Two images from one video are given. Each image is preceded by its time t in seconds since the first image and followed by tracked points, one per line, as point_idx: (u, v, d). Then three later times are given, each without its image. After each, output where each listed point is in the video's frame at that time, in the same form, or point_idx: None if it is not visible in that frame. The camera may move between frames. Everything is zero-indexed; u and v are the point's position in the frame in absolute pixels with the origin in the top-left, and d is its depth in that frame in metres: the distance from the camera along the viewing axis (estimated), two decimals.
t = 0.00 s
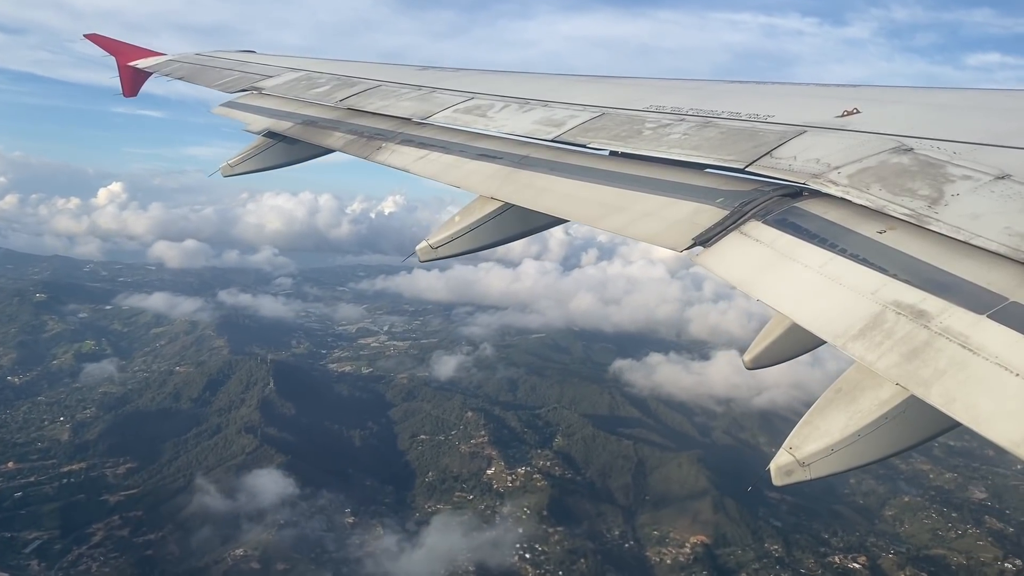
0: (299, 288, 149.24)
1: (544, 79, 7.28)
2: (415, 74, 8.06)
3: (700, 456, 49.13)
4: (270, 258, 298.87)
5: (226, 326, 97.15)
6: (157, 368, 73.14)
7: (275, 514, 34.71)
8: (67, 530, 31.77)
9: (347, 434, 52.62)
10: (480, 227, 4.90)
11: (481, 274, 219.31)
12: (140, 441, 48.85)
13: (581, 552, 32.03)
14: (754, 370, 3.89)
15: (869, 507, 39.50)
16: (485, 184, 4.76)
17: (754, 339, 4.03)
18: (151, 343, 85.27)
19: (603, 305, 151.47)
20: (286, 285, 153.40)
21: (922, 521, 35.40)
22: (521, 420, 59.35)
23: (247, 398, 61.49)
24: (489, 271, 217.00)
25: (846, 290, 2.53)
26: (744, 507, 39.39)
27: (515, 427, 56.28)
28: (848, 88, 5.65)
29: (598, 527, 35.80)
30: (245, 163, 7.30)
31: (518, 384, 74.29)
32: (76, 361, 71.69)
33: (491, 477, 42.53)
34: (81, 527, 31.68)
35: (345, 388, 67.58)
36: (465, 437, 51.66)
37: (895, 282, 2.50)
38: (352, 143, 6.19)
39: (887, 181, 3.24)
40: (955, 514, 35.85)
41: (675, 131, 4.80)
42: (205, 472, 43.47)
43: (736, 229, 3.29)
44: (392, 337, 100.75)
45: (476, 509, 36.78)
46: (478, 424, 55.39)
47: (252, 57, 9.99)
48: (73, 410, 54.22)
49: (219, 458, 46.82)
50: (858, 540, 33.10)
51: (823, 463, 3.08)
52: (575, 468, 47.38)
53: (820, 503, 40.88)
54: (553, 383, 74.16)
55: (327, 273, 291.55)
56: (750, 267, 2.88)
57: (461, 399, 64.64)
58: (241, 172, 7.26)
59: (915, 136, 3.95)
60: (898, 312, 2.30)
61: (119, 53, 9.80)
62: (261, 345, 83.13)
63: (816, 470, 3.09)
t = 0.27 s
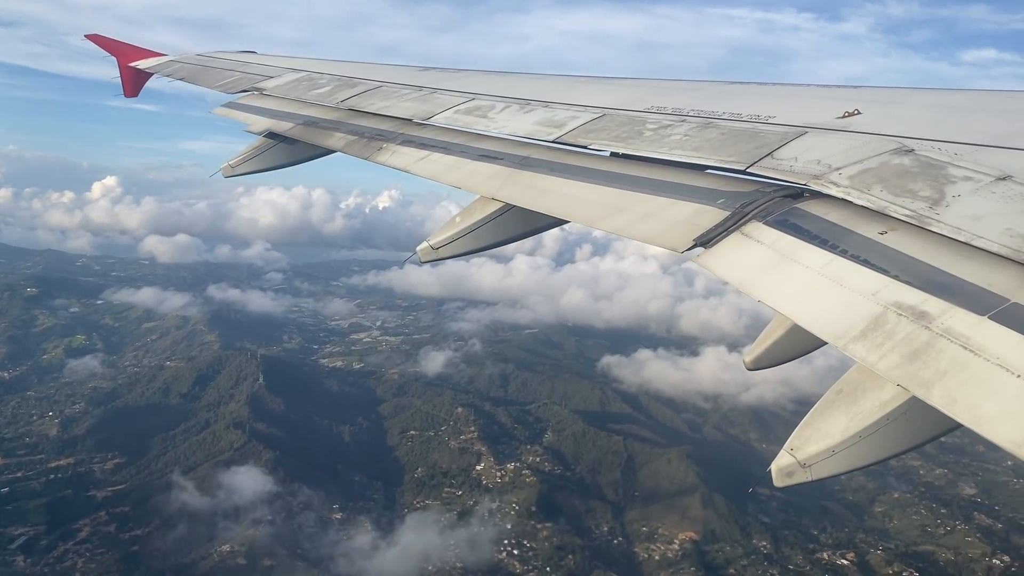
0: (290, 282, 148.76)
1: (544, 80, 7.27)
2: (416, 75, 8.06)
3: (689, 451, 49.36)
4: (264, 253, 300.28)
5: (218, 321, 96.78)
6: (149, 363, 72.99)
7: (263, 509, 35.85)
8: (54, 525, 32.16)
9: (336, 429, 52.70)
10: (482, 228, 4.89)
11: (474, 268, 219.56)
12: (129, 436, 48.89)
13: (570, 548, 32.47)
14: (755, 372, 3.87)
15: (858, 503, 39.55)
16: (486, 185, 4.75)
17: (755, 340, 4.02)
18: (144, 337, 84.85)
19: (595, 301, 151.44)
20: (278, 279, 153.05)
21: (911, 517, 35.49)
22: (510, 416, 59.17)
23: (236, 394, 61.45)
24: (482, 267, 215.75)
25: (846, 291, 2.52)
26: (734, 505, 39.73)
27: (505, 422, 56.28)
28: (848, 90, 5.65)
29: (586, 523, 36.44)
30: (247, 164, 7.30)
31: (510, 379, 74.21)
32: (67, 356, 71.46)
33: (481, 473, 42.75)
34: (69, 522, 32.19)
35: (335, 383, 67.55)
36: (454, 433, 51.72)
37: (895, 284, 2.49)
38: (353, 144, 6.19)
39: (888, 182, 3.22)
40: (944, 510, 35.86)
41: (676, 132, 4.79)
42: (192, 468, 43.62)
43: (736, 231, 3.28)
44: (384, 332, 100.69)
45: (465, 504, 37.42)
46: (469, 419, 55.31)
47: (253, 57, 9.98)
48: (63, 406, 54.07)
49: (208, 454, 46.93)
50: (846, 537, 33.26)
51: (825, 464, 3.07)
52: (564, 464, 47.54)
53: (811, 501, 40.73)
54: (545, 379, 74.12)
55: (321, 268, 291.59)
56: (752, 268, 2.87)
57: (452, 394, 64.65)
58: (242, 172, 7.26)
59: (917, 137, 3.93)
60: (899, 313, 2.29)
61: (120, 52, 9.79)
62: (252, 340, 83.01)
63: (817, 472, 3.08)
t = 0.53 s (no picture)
0: (279, 276, 147.78)
1: (546, 80, 7.23)
2: (417, 75, 8.02)
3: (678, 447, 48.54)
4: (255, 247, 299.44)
5: (209, 316, 96.08)
6: (139, 357, 72.49)
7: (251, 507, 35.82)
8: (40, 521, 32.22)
9: (325, 424, 52.45)
10: (482, 227, 4.85)
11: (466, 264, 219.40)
12: (117, 431, 48.52)
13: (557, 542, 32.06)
14: (756, 372, 3.84)
15: (848, 499, 39.42)
16: (485, 184, 4.72)
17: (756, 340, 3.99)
18: (134, 332, 84.06)
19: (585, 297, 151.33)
20: (269, 274, 152.04)
21: (900, 513, 35.41)
22: (501, 412, 58.95)
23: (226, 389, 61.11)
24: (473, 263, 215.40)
25: (847, 290, 2.49)
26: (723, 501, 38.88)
27: (495, 418, 56.09)
28: (851, 90, 5.61)
29: (575, 518, 35.30)
30: (247, 163, 7.27)
31: (501, 374, 73.95)
32: (56, 350, 70.91)
33: (470, 469, 42.36)
34: (55, 518, 32.17)
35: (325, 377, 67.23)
36: (444, 429, 51.52)
37: (896, 285, 2.46)
38: (353, 143, 6.16)
39: (890, 182, 3.20)
40: (933, 506, 35.90)
41: (676, 131, 4.76)
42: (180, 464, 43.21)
43: (737, 230, 3.25)
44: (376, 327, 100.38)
45: (454, 499, 37.19)
46: (459, 415, 54.82)
47: (254, 58, 9.95)
48: (51, 400, 53.64)
49: (196, 449, 46.56)
50: (835, 532, 33.12)
51: (826, 464, 3.05)
52: (554, 459, 47.39)
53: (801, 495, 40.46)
54: (536, 374, 73.98)
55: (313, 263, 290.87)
56: (753, 268, 2.84)
57: (443, 390, 64.42)
58: (243, 172, 7.23)
59: (918, 137, 3.90)
60: (900, 313, 2.26)
61: (121, 52, 9.73)
62: (242, 334, 82.57)
63: (818, 471, 3.06)
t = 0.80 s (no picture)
0: (271, 272, 147.51)
1: (546, 79, 7.22)
2: (417, 74, 8.01)
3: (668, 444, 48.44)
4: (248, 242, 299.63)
5: (202, 312, 95.85)
6: (131, 353, 72.32)
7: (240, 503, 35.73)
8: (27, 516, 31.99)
9: (315, 420, 52.41)
10: (482, 227, 4.84)
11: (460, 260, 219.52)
12: (107, 427, 48.35)
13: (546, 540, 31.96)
14: (757, 371, 3.82)
15: (838, 496, 39.22)
16: (486, 183, 4.71)
17: (757, 339, 3.97)
18: (128, 329, 83.86)
19: (576, 294, 151.48)
20: (261, 270, 151.77)
21: (890, 510, 35.28)
22: (492, 408, 59.06)
23: (216, 385, 61.01)
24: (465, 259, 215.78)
25: (847, 290, 2.48)
26: (711, 499, 38.86)
27: (485, 414, 56.06)
28: (853, 89, 5.58)
29: (564, 514, 36.04)
30: (248, 163, 7.26)
31: (493, 371, 73.93)
32: (47, 345, 70.61)
33: (459, 465, 42.89)
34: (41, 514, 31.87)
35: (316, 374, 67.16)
36: (435, 425, 51.49)
37: (897, 284, 2.44)
38: (353, 143, 6.15)
39: (890, 181, 3.19)
40: (922, 502, 36.01)
41: (677, 131, 4.75)
42: (167, 461, 42.96)
43: (738, 229, 3.24)
44: (370, 323, 100.37)
45: (443, 496, 37.27)
46: (449, 411, 55.21)
47: (255, 57, 9.93)
48: (42, 396, 53.44)
49: (184, 446, 46.41)
50: (824, 529, 33.05)
51: (827, 464, 3.03)
52: (544, 456, 47.38)
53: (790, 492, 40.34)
54: (528, 371, 74.05)
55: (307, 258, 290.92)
56: (753, 268, 2.83)
57: (434, 386, 64.37)
58: (244, 171, 7.22)
59: (920, 137, 3.88)
60: (901, 313, 2.25)
61: (123, 52, 9.75)
62: (235, 330, 82.37)
63: (819, 471, 3.04)
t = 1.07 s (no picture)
0: (260, 267, 146.37)
1: (546, 78, 7.26)
2: (417, 73, 8.02)
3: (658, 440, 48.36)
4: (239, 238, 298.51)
5: (192, 306, 94.96)
6: (120, 349, 71.72)
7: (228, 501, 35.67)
8: (12, 515, 31.82)
9: (305, 416, 52.21)
10: (483, 226, 4.87)
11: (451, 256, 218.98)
12: (95, 423, 47.99)
13: (535, 535, 31.70)
14: (756, 369, 3.88)
15: (828, 492, 39.42)
16: (488, 183, 4.75)
17: (756, 338, 4.02)
18: (117, 323, 82.96)
19: (567, 290, 151.31)
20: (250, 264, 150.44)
21: (879, 506, 35.58)
22: (482, 404, 58.97)
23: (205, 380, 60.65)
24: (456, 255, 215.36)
25: (847, 289, 2.53)
26: (701, 494, 39.23)
27: (476, 410, 55.96)
28: (850, 88, 5.65)
29: (554, 511, 35.48)
30: (248, 162, 7.27)
31: (484, 366, 73.71)
32: (35, 341, 69.91)
33: (449, 462, 42.54)
34: (26, 514, 31.68)
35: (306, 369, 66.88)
36: (425, 420, 51.33)
37: (896, 283, 2.50)
38: (354, 142, 6.16)
39: (890, 180, 3.24)
40: (912, 499, 36.24)
41: (678, 130, 4.79)
42: (156, 457, 42.64)
43: (739, 229, 3.28)
44: (361, 319, 100.00)
45: (431, 492, 37.19)
46: (439, 407, 54.65)
47: (254, 55, 9.93)
48: (29, 391, 52.90)
49: (173, 442, 46.14)
50: (814, 525, 33.52)
51: (825, 462, 3.09)
52: (534, 452, 47.23)
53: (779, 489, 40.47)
54: (519, 367, 73.98)
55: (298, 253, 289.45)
56: (755, 267, 2.88)
57: (425, 381, 64.20)
58: (243, 170, 7.23)
59: (920, 136, 3.93)
60: (901, 311, 2.31)
61: (123, 50, 9.73)
62: (225, 325, 81.85)
63: (819, 469, 3.10)
